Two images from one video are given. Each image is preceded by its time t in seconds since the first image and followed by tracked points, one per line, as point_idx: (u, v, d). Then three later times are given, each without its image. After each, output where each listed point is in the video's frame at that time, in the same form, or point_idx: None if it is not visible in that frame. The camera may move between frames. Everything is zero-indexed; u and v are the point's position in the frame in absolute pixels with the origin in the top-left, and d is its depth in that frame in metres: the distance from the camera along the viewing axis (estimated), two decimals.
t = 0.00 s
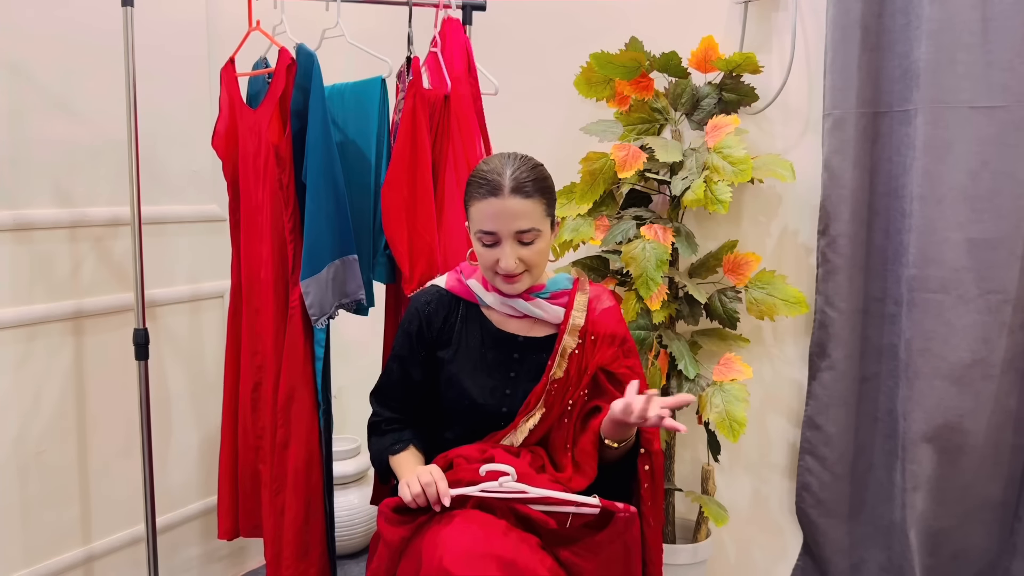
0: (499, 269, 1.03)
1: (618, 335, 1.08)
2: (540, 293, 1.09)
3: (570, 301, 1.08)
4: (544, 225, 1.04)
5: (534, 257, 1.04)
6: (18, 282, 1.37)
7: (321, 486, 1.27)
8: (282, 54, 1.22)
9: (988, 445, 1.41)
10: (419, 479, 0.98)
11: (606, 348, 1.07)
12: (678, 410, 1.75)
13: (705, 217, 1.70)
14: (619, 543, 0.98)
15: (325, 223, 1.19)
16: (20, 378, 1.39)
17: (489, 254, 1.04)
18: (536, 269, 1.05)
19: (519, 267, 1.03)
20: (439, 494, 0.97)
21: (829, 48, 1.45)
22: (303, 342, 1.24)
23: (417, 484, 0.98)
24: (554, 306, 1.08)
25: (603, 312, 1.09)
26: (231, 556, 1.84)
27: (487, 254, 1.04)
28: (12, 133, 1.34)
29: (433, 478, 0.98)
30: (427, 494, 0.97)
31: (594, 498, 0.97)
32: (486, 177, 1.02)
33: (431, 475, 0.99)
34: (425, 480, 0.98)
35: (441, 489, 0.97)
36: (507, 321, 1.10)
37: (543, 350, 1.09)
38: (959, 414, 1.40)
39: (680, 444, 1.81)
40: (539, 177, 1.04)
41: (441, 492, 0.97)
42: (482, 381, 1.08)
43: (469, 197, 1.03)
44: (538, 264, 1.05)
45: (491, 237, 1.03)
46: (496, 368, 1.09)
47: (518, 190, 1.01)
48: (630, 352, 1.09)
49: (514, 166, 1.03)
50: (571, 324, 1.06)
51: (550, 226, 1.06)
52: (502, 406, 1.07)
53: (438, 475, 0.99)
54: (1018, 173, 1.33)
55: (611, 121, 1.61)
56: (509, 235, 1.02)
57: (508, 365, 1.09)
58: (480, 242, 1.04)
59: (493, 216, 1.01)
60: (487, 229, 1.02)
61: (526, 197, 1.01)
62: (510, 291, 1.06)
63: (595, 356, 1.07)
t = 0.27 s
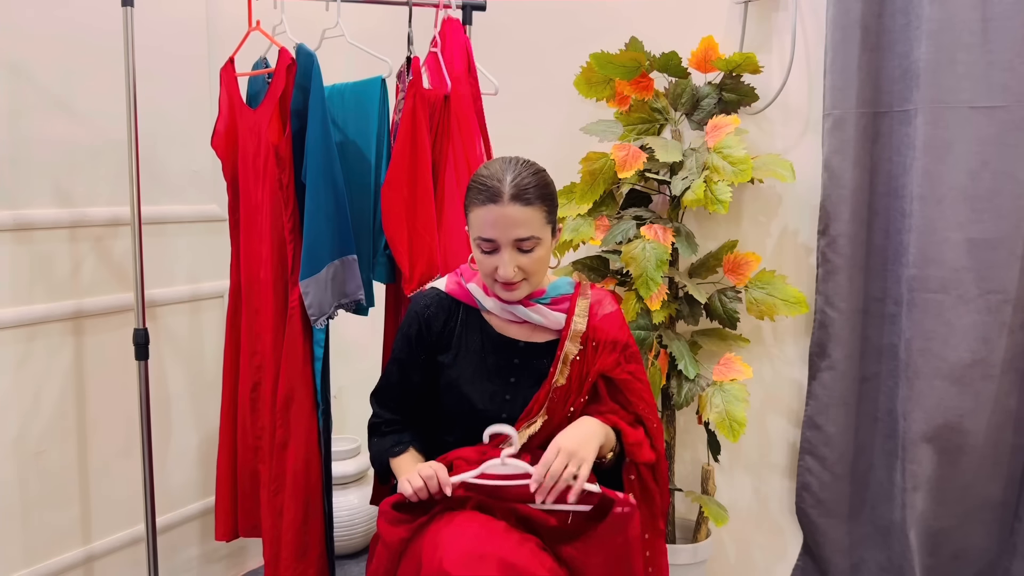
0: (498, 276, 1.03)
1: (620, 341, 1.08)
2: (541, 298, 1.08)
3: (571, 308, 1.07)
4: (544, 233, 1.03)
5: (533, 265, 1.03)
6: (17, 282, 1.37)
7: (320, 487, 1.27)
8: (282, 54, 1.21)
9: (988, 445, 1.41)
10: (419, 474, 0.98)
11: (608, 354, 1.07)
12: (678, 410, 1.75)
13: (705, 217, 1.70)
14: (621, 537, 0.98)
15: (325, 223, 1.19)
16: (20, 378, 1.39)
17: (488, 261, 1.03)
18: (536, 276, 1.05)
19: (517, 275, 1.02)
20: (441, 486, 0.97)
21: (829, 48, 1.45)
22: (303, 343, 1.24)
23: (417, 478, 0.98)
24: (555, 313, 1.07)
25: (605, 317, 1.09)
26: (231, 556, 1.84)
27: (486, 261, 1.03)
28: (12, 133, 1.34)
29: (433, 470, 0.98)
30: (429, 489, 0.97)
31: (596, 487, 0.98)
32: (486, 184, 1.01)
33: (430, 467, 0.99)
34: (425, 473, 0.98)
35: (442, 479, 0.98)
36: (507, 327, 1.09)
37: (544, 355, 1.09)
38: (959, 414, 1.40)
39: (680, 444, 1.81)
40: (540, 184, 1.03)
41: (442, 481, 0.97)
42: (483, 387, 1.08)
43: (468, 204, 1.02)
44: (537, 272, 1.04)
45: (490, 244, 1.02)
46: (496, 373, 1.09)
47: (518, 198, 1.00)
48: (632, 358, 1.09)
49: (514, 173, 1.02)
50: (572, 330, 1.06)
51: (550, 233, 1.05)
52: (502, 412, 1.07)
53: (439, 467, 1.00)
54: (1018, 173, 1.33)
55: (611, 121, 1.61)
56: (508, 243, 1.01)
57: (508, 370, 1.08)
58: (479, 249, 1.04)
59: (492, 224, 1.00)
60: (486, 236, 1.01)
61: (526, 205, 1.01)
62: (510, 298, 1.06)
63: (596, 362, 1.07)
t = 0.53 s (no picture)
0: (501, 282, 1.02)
1: (620, 340, 1.08)
2: (540, 298, 1.08)
3: (571, 307, 1.07)
4: (546, 239, 1.03)
5: (536, 270, 1.03)
6: (17, 282, 1.37)
7: (320, 487, 1.27)
8: (282, 54, 1.21)
9: (988, 445, 1.41)
10: (419, 474, 0.98)
11: (608, 352, 1.07)
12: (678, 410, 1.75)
13: (705, 217, 1.70)
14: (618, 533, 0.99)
15: (325, 223, 1.19)
16: (20, 378, 1.39)
17: (490, 267, 1.03)
18: (538, 280, 1.05)
19: (520, 281, 1.02)
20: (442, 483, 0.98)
21: (829, 48, 1.45)
22: (303, 342, 1.24)
23: (417, 479, 0.98)
24: (554, 312, 1.08)
25: (604, 316, 1.09)
26: (231, 556, 1.84)
27: (488, 267, 1.03)
28: (12, 133, 1.34)
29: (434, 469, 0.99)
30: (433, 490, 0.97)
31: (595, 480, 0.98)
32: (488, 191, 1.01)
33: (430, 466, 0.99)
34: (426, 474, 0.98)
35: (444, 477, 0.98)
36: (506, 326, 1.09)
37: (544, 354, 1.09)
38: (959, 414, 1.40)
39: (680, 444, 1.81)
40: (541, 190, 1.02)
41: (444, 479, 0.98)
42: (482, 385, 1.08)
43: (470, 210, 1.01)
44: (539, 277, 1.04)
45: (492, 251, 1.01)
46: (496, 372, 1.09)
47: (521, 205, 1.00)
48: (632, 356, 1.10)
49: (516, 180, 1.01)
50: (572, 329, 1.06)
51: (551, 237, 1.05)
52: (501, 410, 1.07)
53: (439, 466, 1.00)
54: (1018, 173, 1.33)
55: (611, 121, 1.61)
56: (511, 250, 1.01)
57: (508, 369, 1.08)
58: (481, 255, 1.03)
59: (495, 231, 1.00)
60: (489, 243, 1.01)
61: (529, 212, 1.00)
62: (512, 301, 1.06)
63: (596, 361, 1.07)
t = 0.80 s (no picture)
0: (505, 275, 1.02)
1: (617, 337, 1.07)
2: (539, 295, 1.09)
3: (569, 302, 1.08)
4: (548, 230, 1.04)
5: (538, 261, 1.04)
6: (18, 281, 1.37)
7: (320, 487, 1.27)
8: (282, 54, 1.21)
9: (988, 445, 1.41)
10: (417, 490, 0.98)
11: (605, 349, 1.07)
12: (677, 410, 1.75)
13: (705, 217, 1.70)
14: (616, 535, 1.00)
15: (324, 223, 1.19)
16: (20, 378, 1.39)
17: (493, 260, 1.02)
18: (540, 272, 1.05)
19: (524, 272, 1.03)
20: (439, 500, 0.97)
21: (829, 48, 1.45)
22: (303, 343, 1.24)
23: (415, 495, 0.97)
24: (552, 308, 1.08)
25: (603, 313, 1.08)
26: (231, 556, 1.84)
27: (492, 260, 1.03)
28: (13, 133, 1.34)
29: (431, 485, 0.97)
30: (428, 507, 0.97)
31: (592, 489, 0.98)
32: (491, 182, 1.00)
33: (429, 482, 0.98)
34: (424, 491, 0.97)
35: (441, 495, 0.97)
36: (504, 322, 1.09)
37: (543, 350, 1.09)
38: (959, 414, 1.40)
39: (680, 444, 1.81)
40: (543, 181, 1.03)
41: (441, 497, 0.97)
42: (480, 381, 1.08)
43: (473, 202, 1.01)
44: (541, 268, 1.05)
45: (497, 243, 1.01)
46: (495, 368, 1.09)
47: (525, 196, 1.00)
48: (630, 356, 1.08)
49: (519, 171, 1.01)
50: (570, 326, 1.06)
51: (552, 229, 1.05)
52: (500, 406, 1.07)
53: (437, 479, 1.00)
54: (1018, 173, 1.33)
55: (611, 121, 1.61)
56: (515, 242, 1.01)
57: (506, 365, 1.09)
58: (484, 248, 1.03)
59: (500, 223, 1.00)
60: (493, 235, 1.01)
61: (532, 203, 1.00)
62: (514, 295, 1.06)
63: (594, 358, 1.06)
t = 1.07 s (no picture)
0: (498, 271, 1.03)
1: (612, 332, 1.07)
2: (536, 288, 1.09)
3: (565, 297, 1.08)
4: (542, 227, 1.04)
5: (533, 258, 1.04)
6: (18, 281, 1.37)
7: (320, 486, 1.27)
8: (282, 55, 1.21)
9: (988, 445, 1.41)
10: (421, 504, 0.96)
11: (600, 344, 1.07)
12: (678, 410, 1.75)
13: (705, 217, 1.70)
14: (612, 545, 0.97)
15: (325, 223, 1.19)
16: (20, 378, 1.39)
17: (487, 256, 1.03)
18: (534, 268, 1.05)
19: (518, 268, 1.03)
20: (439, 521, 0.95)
21: (829, 48, 1.45)
22: (303, 341, 1.24)
23: (418, 510, 0.96)
24: (549, 302, 1.08)
25: (598, 309, 1.08)
26: (231, 556, 1.84)
27: (486, 255, 1.03)
28: (13, 133, 1.34)
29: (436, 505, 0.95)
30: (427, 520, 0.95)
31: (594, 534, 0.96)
32: (484, 179, 1.01)
33: (435, 500, 0.96)
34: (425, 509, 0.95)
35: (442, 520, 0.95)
36: (502, 316, 1.09)
37: (539, 345, 1.09)
38: (959, 414, 1.40)
39: (680, 444, 1.81)
40: (538, 179, 1.03)
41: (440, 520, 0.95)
42: (478, 376, 1.08)
43: (467, 199, 1.02)
44: (535, 265, 1.05)
45: (489, 239, 1.02)
46: (493, 362, 1.08)
47: (517, 194, 1.00)
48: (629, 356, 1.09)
49: (514, 170, 1.01)
50: (566, 320, 1.06)
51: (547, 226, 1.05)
52: (497, 400, 1.07)
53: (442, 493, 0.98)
54: (1018, 173, 1.33)
55: (611, 121, 1.61)
56: (508, 239, 1.01)
57: (504, 359, 1.08)
58: (479, 244, 1.03)
59: (492, 220, 1.00)
60: (486, 232, 1.01)
61: (525, 201, 1.01)
62: (509, 291, 1.06)
63: (589, 352, 1.06)
